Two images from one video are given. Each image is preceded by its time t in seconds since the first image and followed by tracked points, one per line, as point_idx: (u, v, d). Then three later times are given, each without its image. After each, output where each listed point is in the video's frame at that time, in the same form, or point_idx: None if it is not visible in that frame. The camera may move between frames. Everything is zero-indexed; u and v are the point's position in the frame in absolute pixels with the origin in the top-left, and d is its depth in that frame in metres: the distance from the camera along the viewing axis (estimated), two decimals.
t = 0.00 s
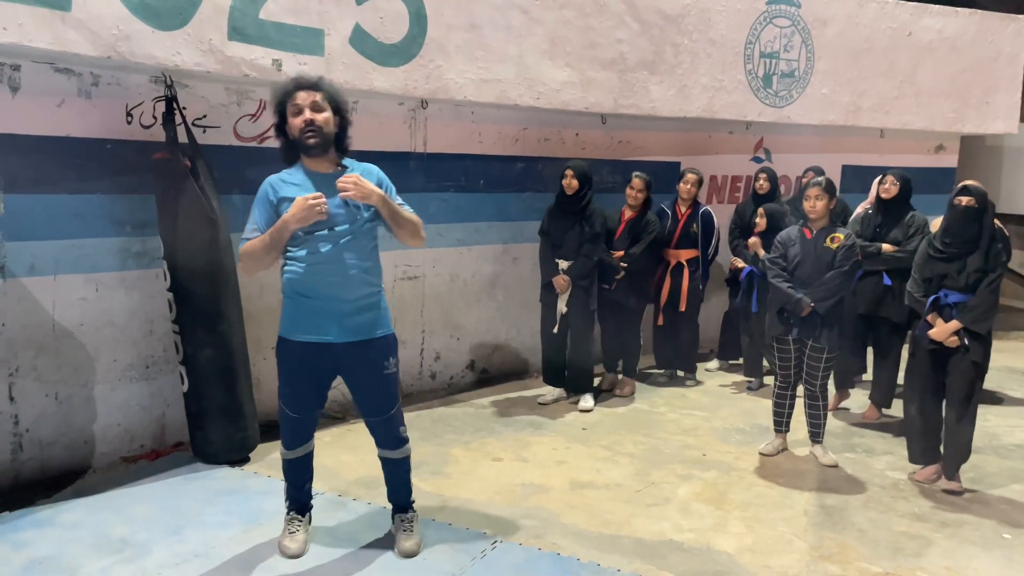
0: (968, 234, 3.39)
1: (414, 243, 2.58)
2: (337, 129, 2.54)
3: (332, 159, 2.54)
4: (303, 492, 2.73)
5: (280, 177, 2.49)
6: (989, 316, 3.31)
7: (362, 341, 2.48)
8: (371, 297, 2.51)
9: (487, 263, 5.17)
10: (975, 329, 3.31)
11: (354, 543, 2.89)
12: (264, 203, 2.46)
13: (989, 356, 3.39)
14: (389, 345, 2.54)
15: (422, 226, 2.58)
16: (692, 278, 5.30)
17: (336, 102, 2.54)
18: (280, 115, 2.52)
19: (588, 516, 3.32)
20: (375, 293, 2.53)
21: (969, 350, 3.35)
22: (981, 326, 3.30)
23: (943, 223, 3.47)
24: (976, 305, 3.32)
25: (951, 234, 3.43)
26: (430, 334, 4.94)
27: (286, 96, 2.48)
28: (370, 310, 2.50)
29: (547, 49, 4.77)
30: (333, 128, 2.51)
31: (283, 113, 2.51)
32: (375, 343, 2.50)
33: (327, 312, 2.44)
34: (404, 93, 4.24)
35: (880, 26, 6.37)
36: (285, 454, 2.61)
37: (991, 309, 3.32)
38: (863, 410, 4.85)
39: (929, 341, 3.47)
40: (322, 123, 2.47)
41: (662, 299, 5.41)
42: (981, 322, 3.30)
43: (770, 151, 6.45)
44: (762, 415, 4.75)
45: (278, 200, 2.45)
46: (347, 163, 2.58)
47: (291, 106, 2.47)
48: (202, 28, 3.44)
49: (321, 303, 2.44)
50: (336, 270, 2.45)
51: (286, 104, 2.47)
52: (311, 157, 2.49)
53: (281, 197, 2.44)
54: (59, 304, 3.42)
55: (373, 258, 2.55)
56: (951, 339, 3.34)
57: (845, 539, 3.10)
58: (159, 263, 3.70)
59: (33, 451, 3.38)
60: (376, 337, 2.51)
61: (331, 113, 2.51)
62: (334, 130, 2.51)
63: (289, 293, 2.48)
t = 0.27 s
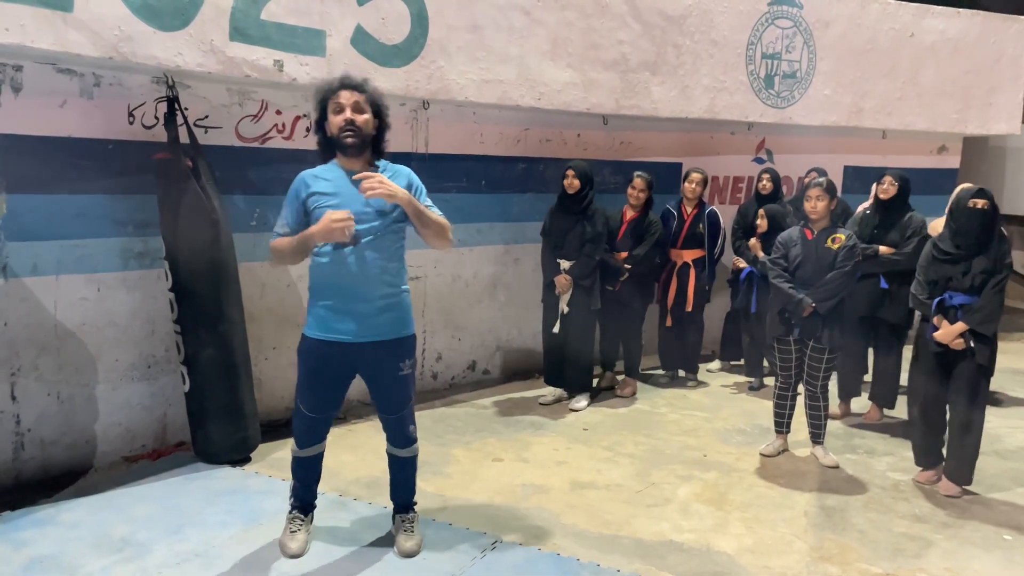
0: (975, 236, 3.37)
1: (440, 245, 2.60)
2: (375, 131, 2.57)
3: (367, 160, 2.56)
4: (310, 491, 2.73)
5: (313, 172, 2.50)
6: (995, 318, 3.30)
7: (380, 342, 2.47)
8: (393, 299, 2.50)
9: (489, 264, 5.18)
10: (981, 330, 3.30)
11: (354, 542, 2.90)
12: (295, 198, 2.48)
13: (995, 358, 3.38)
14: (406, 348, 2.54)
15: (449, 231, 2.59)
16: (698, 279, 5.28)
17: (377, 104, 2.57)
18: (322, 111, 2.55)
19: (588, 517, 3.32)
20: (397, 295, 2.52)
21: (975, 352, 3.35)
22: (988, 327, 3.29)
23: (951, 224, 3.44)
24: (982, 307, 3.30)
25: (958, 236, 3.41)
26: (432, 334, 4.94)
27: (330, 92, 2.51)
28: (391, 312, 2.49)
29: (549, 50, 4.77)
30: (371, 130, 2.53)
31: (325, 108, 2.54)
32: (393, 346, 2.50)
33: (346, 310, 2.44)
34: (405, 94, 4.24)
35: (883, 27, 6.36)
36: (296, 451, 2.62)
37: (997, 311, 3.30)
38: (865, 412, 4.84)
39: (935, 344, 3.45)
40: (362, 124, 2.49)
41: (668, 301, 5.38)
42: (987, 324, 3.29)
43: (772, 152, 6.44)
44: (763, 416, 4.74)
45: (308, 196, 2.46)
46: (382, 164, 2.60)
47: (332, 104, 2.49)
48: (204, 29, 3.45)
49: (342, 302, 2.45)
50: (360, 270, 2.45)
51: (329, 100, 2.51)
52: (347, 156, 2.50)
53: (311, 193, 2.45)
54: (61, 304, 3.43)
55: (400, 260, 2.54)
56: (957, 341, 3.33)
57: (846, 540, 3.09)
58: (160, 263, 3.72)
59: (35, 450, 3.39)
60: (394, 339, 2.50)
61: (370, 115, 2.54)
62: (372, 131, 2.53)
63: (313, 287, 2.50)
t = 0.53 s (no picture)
0: (983, 240, 3.34)
1: (467, 258, 2.61)
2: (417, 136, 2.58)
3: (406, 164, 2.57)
4: (316, 490, 2.72)
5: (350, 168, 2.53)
6: (1001, 321, 3.30)
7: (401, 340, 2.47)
8: (417, 299, 2.50)
9: (489, 264, 5.18)
10: (987, 334, 3.30)
11: (354, 543, 2.90)
12: (332, 191, 2.52)
13: (1001, 361, 3.38)
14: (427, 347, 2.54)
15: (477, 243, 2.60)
16: (704, 280, 5.27)
17: (423, 110, 2.57)
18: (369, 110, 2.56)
19: (587, 517, 3.32)
20: (422, 295, 2.52)
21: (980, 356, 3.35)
22: (994, 331, 3.29)
23: (958, 228, 3.42)
24: (987, 311, 3.31)
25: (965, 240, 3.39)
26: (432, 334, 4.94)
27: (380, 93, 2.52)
28: (415, 311, 2.49)
29: (549, 51, 4.77)
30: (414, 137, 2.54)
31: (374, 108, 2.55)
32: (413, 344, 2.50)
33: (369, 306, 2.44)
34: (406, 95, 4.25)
35: (883, 28, 6.36)
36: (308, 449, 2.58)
37: (1003, 314, 3.31)
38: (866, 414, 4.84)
39: (939, 348, 3.45)
40: (406, 130, 2.50)
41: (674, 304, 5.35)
42: (993, 328, 3.30)
43: (772, 152, 6.44)
44: (763, 417, 4.74)
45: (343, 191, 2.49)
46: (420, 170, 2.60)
47: (381, 106, 2.50)
48: (205, 30, 3.46)
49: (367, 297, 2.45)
50: (388, 266, 2.45)
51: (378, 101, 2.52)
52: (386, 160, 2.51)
53: (347, 188, 2.48)
54: (61, 305, 3.43)
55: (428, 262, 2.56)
56: (963, 346, 3.34)
57: (845, 541, 3.09)
58: (160, 263, 3.72)
59: (35, 450, 3.39)
60: (415, 338, 2.50)
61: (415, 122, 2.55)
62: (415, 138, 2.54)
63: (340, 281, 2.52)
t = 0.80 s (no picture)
0: (981, 241, 3.36)
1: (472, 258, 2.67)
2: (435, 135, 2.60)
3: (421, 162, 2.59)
4: (345, 497, 2.65)
5: (363, 166, 2.49)
6: (1000, 322, 3.31)
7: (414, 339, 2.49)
8: (429, 298, 2.54)
9: (489, 264, 5.17)
10: (986, 334, 3.31)
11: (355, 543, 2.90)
12: (343, 189, 2.46)
13: (998, 362, 3.39)
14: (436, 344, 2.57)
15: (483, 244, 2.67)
16: (705, 281, 5.27)
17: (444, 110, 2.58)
18: (392, 108, 2.49)
19: (587, 517, 3.32)
20: (433, 294, 2.55)
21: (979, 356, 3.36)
22: (993, 331, 3.30)
23: (958, 228, 3.43)
24: (986, 311, 3.32)
25: (965, 240, 3.40)
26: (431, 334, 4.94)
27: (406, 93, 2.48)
28: (428, 310, 2.52)
29: (549, 51, 4.77)
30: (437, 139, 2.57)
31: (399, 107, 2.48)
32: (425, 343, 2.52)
33: (387, 305, 2.44)
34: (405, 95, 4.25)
35: (883, 29, 6.36)
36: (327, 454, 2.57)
37: (1002, 315, 3.32)
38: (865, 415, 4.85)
39: (938, 348, 3.44)
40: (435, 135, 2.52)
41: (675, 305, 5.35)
42: (993, 328, 3.30)
43: (772, 153, 6.45)
44: (762, 417, 4.75)
45: (358, 189, 2.45)
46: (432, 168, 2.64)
47: (411, 108, 2.46)
48: (204, 30, 3.46)
49: (385, 296, 2.44)
50: (404, 268, 2.46)
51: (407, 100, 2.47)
52: (409, 162, 2.51)
53: (363, 186, 2.45)
54: (61, 305, 3.43)
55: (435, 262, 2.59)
56: (962, 346, 3.34)
57: (844, 541, 3.09)
58: (160, 263, 3.72)
59: (34, 450, 3.39)
60: (428, 336, 2.53)
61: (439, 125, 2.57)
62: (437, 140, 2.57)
63: (350, 280, 2.47)
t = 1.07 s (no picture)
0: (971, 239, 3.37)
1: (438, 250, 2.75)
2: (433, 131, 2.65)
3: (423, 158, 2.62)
4: (345, 497, 2.65)
5: (376, 167, 2.43)
6: (991, 320, 3.31)
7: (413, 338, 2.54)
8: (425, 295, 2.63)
9: (487, 264, 5.17)
10: (977, 332, 3.30)
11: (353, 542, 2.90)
12: (359, 191, 2.36)
13: (989, 361, 3.38)
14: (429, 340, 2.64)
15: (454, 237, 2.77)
16: (705, 281, 5.27)
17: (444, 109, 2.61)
18: (413, 114, 2.45)
19: (585, 517, 3.32)
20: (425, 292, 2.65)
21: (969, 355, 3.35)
22: (983, 329, 3.29)
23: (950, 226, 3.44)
24: (977, 310, 3.31)
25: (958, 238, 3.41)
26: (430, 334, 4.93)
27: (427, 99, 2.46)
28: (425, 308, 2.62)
29: (547, 50, 4.78)
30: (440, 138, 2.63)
31: (420, 113, 2.46)
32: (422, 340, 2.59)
33: (398, 308, 2.48)
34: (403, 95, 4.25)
35: (880, 29, 6.36)
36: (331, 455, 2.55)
37: (992, 313, 3.31)
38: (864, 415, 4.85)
39: (928, 345, 3.45)
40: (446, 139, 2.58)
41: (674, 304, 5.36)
42: (983, 326, 3.29)
43: (770, 153, 6.45)
44: (760, 416, 4.75)
45: (375, 192, 2.40)
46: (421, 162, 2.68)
47: (435, 117, 2.47)
48: (202, 29, 3.46)
49: (398, 298, 2.48)
50: (413, 270, 2.52)
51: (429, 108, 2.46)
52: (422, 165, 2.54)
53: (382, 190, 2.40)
54: (58, 304, 3.43)
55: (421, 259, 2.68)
56: (952, 343, 3.33)
57: (842, 541, 3.10)
58: (157, 263, 3.72)
59: (32, 450, 3.39)
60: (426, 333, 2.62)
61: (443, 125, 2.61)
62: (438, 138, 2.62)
63: (362, 283, 2.43)
